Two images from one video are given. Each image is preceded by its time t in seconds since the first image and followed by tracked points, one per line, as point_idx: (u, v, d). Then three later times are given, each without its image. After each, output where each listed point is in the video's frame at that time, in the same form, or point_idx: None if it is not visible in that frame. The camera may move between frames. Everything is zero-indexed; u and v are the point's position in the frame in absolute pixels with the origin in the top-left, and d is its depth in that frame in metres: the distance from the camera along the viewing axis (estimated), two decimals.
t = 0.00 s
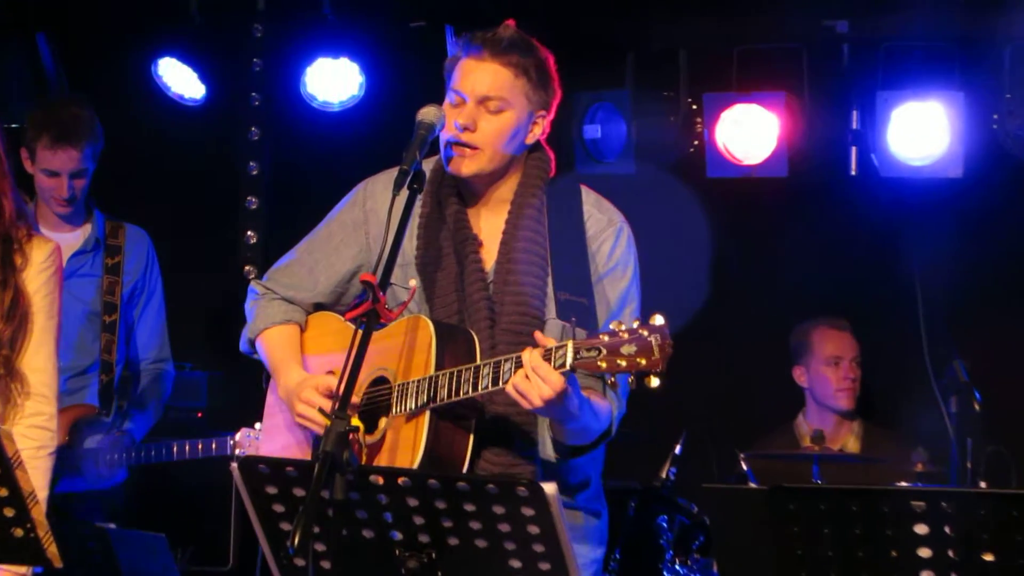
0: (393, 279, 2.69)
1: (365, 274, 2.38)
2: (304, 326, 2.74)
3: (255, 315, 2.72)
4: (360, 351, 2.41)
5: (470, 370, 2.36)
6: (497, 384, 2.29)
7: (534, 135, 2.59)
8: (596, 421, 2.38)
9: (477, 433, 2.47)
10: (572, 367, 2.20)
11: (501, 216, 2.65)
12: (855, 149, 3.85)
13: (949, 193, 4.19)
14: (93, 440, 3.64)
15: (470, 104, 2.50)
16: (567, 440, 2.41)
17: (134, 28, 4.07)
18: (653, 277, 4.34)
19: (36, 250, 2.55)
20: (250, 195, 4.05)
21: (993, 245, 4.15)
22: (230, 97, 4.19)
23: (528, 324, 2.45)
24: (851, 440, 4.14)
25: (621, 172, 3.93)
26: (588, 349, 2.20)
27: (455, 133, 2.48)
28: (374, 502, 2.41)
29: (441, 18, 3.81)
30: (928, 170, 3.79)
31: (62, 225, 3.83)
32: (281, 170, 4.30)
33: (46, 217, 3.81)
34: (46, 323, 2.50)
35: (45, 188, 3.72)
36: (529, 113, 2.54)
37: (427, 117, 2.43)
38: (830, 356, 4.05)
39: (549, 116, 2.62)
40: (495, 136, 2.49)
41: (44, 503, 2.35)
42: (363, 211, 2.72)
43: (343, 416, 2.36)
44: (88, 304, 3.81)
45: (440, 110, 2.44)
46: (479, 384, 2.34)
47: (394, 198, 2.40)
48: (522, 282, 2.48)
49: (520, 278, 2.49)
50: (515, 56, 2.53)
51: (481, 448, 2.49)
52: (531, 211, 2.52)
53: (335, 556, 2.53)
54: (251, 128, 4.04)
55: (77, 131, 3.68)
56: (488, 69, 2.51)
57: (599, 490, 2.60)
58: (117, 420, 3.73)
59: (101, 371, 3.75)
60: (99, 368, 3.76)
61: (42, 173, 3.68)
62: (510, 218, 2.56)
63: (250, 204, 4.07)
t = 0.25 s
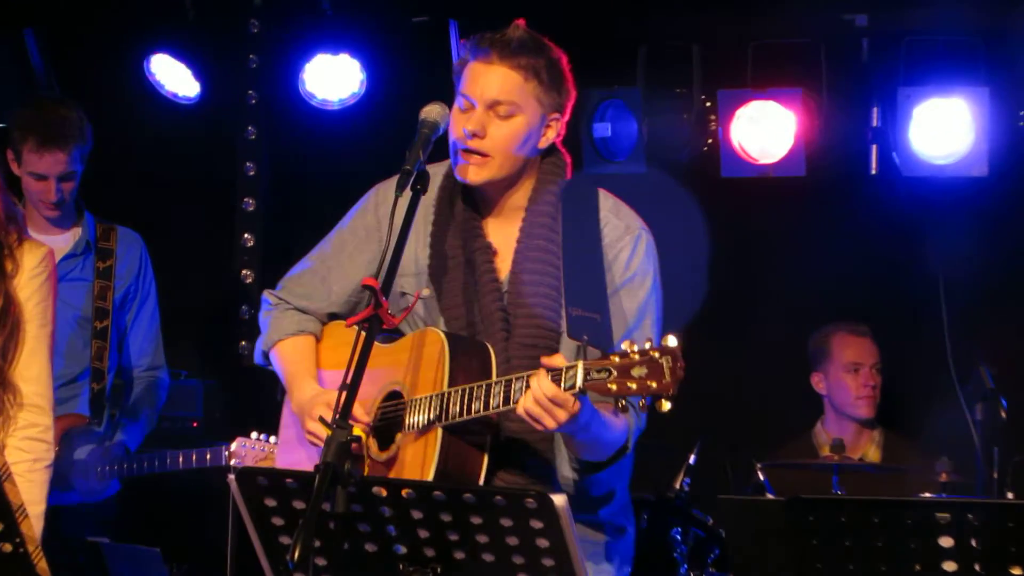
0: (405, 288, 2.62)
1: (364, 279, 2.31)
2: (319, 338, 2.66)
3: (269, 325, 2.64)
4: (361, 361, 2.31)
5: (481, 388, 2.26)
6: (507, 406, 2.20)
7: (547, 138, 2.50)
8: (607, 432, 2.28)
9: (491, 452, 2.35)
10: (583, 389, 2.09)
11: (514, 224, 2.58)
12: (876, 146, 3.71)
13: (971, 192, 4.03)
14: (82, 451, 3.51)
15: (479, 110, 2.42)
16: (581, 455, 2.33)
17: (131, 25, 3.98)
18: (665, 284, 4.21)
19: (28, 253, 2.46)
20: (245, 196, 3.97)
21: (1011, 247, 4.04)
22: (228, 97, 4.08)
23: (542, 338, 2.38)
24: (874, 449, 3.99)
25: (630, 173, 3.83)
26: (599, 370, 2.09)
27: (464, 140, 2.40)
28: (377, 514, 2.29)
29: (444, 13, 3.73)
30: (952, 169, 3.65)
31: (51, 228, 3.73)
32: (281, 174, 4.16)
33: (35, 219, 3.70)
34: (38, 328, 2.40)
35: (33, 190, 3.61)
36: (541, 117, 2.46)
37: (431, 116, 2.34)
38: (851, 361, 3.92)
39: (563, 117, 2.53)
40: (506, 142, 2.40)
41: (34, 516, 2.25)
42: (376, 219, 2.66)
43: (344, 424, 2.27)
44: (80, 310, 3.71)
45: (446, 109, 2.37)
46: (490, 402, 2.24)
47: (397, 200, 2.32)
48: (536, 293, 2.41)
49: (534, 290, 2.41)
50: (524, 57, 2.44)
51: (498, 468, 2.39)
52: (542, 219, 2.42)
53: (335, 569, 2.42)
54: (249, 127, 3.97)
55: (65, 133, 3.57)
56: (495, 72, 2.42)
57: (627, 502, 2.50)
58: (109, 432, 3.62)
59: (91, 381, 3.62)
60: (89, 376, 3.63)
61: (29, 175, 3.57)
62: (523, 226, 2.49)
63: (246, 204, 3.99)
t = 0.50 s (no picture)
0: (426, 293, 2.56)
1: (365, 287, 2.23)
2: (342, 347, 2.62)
3: (293, 333, 2.63)
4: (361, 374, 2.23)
5: (490, 400, 2.19)
6: (513, 419, 2.12)
7: (569, 144, 2.46)
8: (617, 440, 2.16)
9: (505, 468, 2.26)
10: (583, 404, 2.00)
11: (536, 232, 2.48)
12: (895, 149, 3.64)
13: (991, 197, 3.92)
14: (73, 467, 3.42)
15: (499, 112, 2.40)
16: (597, 468, 2.24)
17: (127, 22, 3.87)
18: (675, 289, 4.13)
19: (19, 261, 2.38)
20: (243, 203, 3.92)
21: None
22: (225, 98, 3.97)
23: (560, 349, 2.31)
24: (887, 462, 3.99)
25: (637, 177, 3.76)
26: (600, 384, 2.00)
27: (483, 143, 2.39)
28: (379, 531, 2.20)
29: (448, 12, 3.63)
30: (973, 173, 3.58)
31: (39, 238, 3.67)
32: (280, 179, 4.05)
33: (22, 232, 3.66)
34: (31, 339, 2.32)
35: (19, 204, 3.55)
36: (563, 122, 2.42)
37: (437, 118, 2.28)
38: (866, 371, 3.88)
39: (589, 122, 2.48)
40: (526, 147, 2.38)
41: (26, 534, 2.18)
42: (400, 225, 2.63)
43: (344, 437, 2.17)
44: (70, 320, 3.65)
45: (450, 111, 2.30)
46: (496, 415, 2.16)
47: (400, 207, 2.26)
48: (553, 304, 2.34)
49: (551, 299, 2.35)
50: (547, 59, 2.40)
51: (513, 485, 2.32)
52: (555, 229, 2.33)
53: None
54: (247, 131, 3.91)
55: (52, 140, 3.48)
56: (517, 74, 2.40)
57: (656, 514, 2.39)
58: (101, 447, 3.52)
59: (81, 393, 3.59)
60: (79, 390, 3.59)
61: (13, 190, 3.51)
62: (544, 232, 2.42)
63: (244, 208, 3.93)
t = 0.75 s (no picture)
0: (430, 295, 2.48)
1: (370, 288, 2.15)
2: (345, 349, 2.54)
3: (294, 333, 2.56)
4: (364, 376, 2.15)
5: (489, 395, 2.11)
6: (511, 412, 2.05)
7: (580, 138, 2.38)
8: (618, 434, 2.08)
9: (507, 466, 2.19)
10: (581, 393, 1.91)
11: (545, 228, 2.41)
12: (911, 147, 3.57)
13: (1009, 194, 3.85)
14: (62, 476, 3.36)
15: (508, 102, 2.33)
16: (597, 468, 2.14)
17: (121, 15, 3.77)
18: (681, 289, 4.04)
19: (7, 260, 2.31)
20: (239, 201, 3.82)
21: None
22: (220, 95, 3.87)
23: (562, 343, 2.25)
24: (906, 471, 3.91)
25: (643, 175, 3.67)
26: (598, 372, 1.90)
27: (491, 133, 2.33)
28: (382, 540, 2.12)
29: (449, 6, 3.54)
30: (992, 171, 3.49)
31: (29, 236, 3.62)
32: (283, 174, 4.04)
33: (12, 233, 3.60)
34: (18, 341, 2.26)
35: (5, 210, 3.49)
36: (574, 114, 2.35)
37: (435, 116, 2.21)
38: (881, 375, 3.81)
39: (602, 117, 2.41)
40: (534, 138, 2.30)
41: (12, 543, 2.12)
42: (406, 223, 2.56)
43: (345, 443, 2.09)
44: (61, 322, 3.57)
45: (453, 106, 2.23)
46: (496, 411, 2.09)
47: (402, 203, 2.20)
48: (558, 299, 2.28)
49: (558, 296, 2.28)
50: (561, 48, 2.34)
51: (513, 482, 2.23)
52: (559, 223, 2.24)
53: None
54: (243, 126, 3.81)
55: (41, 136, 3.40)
56: (529, 62, 2.33)
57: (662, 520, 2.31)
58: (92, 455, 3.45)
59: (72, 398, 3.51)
60: (71, 394, 3.51)
61: None
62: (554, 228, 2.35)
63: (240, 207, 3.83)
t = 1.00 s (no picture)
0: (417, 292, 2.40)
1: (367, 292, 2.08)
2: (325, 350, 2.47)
3: (272, 334, 2.47)
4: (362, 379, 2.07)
5: (490, 388, 2.06)
6: (515, 404, 1.98)
7: (575, 131, 2.31)
8: (626, 431, 2.03)
9: (503, 459, 2.12)
10: (594, 379, 1.84)
11: (538, 223, 2.35)
12: (928, 146, 3.48)
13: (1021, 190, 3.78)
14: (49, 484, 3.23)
15: (501, 93, 2.27)
16: (599, 468, 2.08)
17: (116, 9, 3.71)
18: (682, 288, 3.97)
19: None
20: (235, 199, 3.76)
21: None
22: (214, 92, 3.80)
23: (561, 334, 2.17)
24: (920, 476, 3.82)
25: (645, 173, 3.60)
26: (611, 358, 1.85)
27: (483, 125, 2.25)
28: (379, 550, 2.04)
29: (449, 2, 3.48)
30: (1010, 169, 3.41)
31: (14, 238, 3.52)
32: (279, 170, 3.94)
33: None
34: None
35: None
36: (569, 106, 2.28)
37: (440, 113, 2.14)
38: (896, 380, 3.76)
39: (597, 110, 2.35)
40: (528, 130, 2.24)
41: None
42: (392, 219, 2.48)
43: (343, 451, 2.02)
44: (48, 328, 3.51)
45: (455, 103, 2.15)
46: (498, 405, 2.02)
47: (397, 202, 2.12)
48: (556, 291, 2.21)
49: (555, 290, 2.21)
50: (554, 38, 2.28)
51: (511, 474, 2.13)
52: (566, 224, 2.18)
53: None
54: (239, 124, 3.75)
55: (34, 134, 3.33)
56: (521, 51, 2.28)
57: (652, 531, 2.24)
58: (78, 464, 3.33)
59: (58, 406, 3.43)
60: (56, 402, 3.44)
61: None
62: (551, 223, 2.29)
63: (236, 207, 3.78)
